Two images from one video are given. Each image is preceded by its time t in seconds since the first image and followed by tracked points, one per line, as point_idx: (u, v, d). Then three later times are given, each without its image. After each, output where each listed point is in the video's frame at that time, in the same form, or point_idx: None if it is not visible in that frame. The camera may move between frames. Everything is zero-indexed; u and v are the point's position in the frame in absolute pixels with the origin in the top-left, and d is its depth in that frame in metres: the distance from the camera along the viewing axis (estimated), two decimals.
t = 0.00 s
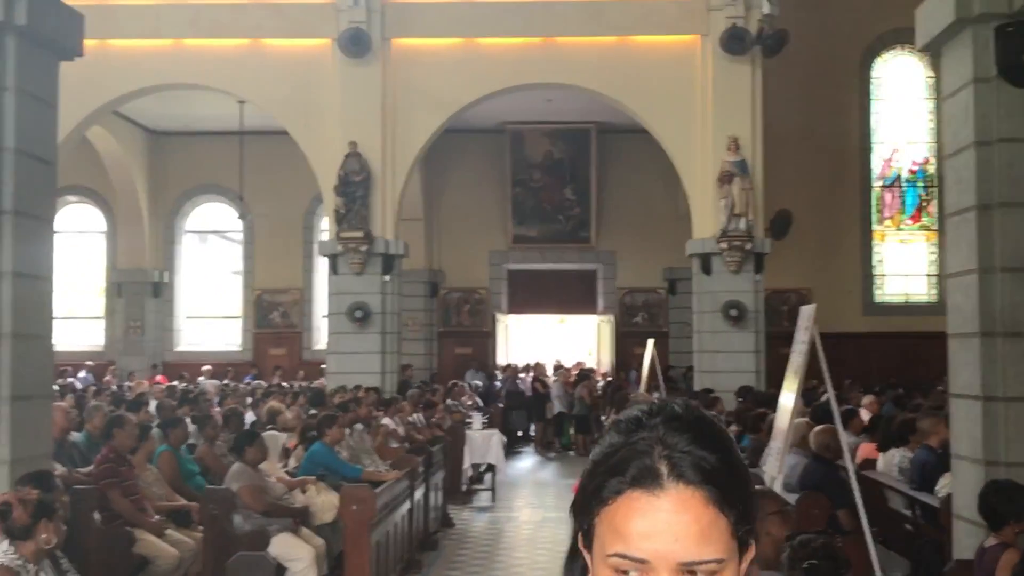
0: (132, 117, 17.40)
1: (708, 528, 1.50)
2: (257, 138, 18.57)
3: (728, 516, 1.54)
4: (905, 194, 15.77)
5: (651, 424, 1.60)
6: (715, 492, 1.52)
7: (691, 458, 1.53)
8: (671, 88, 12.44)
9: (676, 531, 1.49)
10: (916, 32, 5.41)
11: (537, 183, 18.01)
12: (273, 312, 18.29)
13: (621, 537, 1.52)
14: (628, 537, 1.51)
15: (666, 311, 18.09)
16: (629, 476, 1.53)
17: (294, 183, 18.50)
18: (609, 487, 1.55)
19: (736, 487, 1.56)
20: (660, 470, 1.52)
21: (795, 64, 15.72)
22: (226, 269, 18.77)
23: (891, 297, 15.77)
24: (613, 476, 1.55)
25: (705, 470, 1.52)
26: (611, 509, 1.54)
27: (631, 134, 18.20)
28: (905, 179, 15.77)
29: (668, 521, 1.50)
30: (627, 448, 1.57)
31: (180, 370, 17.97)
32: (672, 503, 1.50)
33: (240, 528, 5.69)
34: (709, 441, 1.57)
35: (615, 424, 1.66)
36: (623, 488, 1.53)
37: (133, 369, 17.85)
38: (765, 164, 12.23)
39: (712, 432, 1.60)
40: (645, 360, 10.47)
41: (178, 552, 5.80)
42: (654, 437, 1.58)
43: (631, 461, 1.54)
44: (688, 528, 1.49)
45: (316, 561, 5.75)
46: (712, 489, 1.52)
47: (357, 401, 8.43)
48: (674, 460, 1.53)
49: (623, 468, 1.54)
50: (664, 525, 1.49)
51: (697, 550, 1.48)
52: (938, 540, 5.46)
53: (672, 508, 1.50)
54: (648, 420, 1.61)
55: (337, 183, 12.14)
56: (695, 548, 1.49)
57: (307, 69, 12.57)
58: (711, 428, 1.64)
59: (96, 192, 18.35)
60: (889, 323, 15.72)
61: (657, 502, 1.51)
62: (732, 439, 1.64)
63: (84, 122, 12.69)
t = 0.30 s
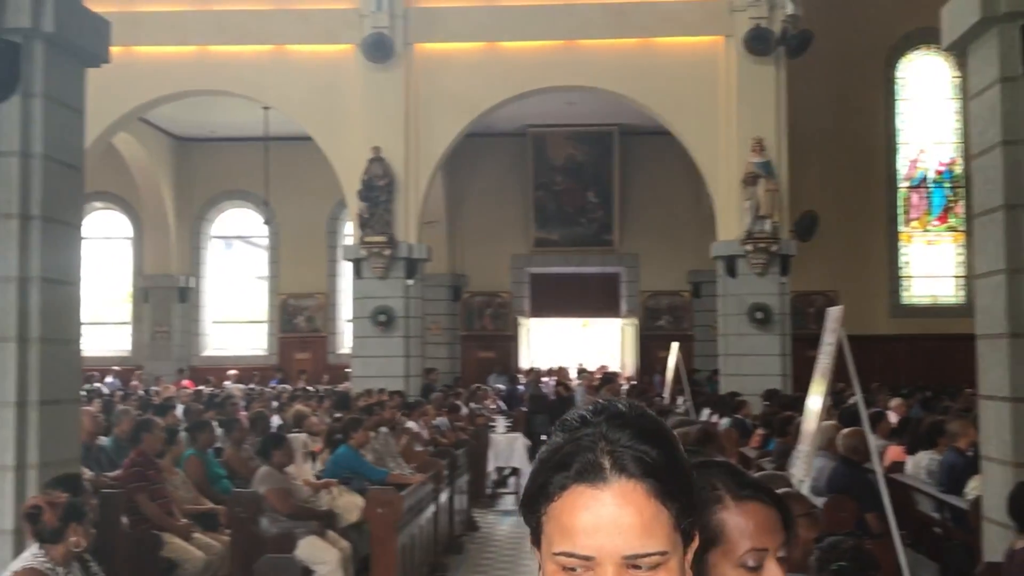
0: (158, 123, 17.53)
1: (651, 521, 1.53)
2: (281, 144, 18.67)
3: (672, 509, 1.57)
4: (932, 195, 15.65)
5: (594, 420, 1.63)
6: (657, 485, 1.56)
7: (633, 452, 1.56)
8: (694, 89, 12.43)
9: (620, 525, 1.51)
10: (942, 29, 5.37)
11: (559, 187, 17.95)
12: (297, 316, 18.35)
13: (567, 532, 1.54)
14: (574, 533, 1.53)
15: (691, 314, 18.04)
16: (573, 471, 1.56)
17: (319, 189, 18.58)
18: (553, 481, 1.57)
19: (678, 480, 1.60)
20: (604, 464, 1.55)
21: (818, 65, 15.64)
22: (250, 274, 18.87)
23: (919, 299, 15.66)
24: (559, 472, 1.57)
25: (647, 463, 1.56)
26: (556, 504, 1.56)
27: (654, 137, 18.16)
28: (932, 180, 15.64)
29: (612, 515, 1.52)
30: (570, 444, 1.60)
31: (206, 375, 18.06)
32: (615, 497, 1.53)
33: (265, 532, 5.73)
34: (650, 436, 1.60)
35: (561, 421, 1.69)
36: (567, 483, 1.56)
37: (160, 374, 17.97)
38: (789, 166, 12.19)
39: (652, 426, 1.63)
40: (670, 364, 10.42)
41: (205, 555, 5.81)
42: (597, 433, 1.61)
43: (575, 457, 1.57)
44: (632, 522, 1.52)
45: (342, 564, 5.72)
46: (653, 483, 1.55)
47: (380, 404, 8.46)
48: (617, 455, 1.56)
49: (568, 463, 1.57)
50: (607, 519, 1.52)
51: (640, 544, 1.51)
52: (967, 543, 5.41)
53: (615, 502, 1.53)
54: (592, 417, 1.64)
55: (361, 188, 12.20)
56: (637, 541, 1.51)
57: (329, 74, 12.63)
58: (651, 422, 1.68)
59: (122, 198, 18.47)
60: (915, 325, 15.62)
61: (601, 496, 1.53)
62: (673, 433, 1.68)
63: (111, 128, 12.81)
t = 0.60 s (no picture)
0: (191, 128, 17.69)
1: (599, 525, 1.68)
2: (314, 147, 18.79)
3: (619, 515, 1.72)
4: (967, 194, 15.48)
5: (550, 426, 1.78)
6: (606, 490, 1.71)
7: (585, 458, 1.72)
8: (726, 89, 12.34)
9: (569, 528, 1.66)
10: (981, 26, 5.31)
11: (590, 188, 17.92)
12: (330, 319, 18.49)
13: (521, 532, 1.68)
14: (526, 534, 1.68)
15: (723, 314, 17.98)
16: (528, 474, 1.71)
17: (351, 192, 18.69)
18: (509, 484, 1.72)
19: (626, 485, 1.75)
20: (558, 470, 1.70)
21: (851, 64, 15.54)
22: (283, 278, 19.05)
23: (955, 299, 15.50)
24: (515, 475, 1.72)
25: (598, 470, 1.71)
26: (509, 505, 1.71)
27: (686, 137, 18.10)
28: (968, 179, 15.47)
29: (564, 518, 1.67)
30: (527, 449, 1.75)
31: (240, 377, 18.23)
32: (566, 501, 1.68)
33: (301, 532, 5.77)
34: (600, 442, 1.76)
35: (515, 422, 1.84)
36: (521, 486, 1.71)
37: (194, 376, 18.15)
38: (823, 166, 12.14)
39: (603, 431, 1.79)
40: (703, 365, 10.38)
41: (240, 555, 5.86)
42: (551, 438, 1.76)
43: (530, 461, 1.73)
44: (582, 526, 1.67)
45: (376, 564, 5.82)
46: (602, 489, 1.70)
47: (414, 406, 8.49)
48: (571, 461, 1.71)
49: (524, 466, 1.72)
50: (558, 521, 1.67)
51: (588, 546, 1.66)
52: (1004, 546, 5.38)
53: (565, 504, 1.68)
54: (545, 423, 1.80)
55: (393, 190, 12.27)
56: (586, 543, 1.66)
57: (360, 77, 12.70)
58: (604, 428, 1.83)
59: (157, 202, 18.66)
60: (949, 325, 15.47)
61: (553, 500, 1.69)
62: (623, 439, 1.84)
63: (146, 133, 12.96)
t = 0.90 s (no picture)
0: (230, 130, 17.82)
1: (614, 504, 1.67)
2: (352, 149, 18.89)
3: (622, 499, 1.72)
4: (1009, 192, 15.30)
5: (559, 412, 1.76)
6: (618, 473, 1.71)
7: (603, 441, 1.71)
8: (762, 88, 12.29)
9: (592, 503, 1.64)
10: None
11: (627, 188, 17.95)
12: (367, 318, 18.59)
13: (544, 509, 1.64)
14: (549, 509, 1.64)
15: (762, 314, 17.87)
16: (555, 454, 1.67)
17: (389, 192, 18.78)
18: (532, 462, 1.68)
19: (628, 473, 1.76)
20: (583, 449, 1.68)
21: (890, 62, 15.43)
22: (321, 277, 19.13)
23: (997, 299, 15.31)
24: (537, 455, 1.68)
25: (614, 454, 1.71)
26: (531, 483, 1.67)
27: (722, 137, 18.02)
28: (1009, 176, 15.30)
29: (589, 494, 1.65)
30: (546, 430, 1.72)
31: (278, 377, 18.35)
32: (588, 478, 1.66)
33: (340, 531, 5.81)
34: (608, 429, 1.76)
35: (516, 408, 1.80)
36: (547, 464, 1.67)
37: (233, 376, 18.29)
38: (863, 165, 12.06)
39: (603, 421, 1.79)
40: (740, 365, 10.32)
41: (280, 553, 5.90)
42: (564, 422, 1.74)
43: (555, 441, 1.69)
44: (605, 502, 1.64)
45: (415, 564, 5.88)
46: (616, 471, 1.70)
47: (451, 406, 8.51)
48: (590, 443, 1.70)
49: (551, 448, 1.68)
50: (583, 496, 1.64)
51: (609, 522, 1.64)
52: None
53: (588, 483, 1.65)
54: (552, 408, 1.78)
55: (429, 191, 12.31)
56: (608, 519, 1.64)
57: (395, 79, 12.77)
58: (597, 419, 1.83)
59: (196, 204, 18.84)
60: (988, 325, 15.29)
61: (579, 477, 1.66)
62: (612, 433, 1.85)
63: (186, 135, 13.10)
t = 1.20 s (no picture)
0: (272, 129, 17.96)
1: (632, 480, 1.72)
2: (393, 148, 18.98)
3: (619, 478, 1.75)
4: None
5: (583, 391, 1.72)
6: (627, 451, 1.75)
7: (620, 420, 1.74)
8: (803, 85, 12.23)
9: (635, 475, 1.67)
10: None
11: (669, 185, 17.93)
12: (409, 317, 18.66)
13: (606, 479, 1.62)
14: (610, 478, 1.63)
15: (805, 313, 17.81)
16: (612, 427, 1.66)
17: (430, 191, 18.84)
18: (596, 435, 1.64)
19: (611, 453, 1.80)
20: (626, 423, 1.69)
21: (933, 58, 15.29)
22: (362, 276, 19.20)
23: None
24: (594, 429, 1.64)
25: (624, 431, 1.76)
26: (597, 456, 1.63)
27: (763, 134, 17.94)
28: None
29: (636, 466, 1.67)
30: (593, 403, 1.68)
31: (320, 374, 18.47)
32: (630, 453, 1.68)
33: (383, 527, 5.83)
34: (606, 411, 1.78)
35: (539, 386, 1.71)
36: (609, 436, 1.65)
37: (276, 373, 18.45)
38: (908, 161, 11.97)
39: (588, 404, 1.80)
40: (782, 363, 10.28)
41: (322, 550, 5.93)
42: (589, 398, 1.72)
43: (607, 415, 1.67)
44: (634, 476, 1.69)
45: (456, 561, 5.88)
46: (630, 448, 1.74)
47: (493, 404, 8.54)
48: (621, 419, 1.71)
49: (594, 421, 1.65)
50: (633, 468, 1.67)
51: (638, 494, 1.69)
52: None
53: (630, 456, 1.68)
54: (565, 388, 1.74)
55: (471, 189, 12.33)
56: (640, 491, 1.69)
57: (434, 78, 12.81)
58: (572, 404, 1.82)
59: (239, 203, 19.02)
60: None
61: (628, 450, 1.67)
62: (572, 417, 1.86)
63: (229, 135, 13.23)
